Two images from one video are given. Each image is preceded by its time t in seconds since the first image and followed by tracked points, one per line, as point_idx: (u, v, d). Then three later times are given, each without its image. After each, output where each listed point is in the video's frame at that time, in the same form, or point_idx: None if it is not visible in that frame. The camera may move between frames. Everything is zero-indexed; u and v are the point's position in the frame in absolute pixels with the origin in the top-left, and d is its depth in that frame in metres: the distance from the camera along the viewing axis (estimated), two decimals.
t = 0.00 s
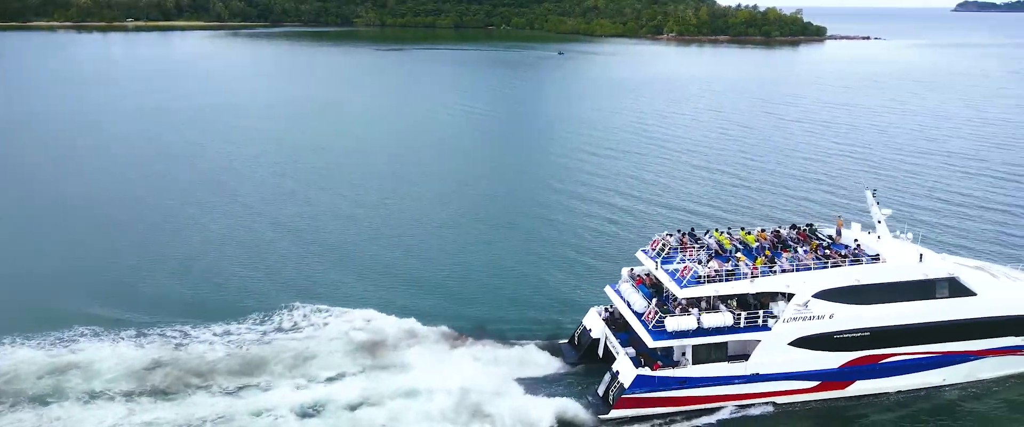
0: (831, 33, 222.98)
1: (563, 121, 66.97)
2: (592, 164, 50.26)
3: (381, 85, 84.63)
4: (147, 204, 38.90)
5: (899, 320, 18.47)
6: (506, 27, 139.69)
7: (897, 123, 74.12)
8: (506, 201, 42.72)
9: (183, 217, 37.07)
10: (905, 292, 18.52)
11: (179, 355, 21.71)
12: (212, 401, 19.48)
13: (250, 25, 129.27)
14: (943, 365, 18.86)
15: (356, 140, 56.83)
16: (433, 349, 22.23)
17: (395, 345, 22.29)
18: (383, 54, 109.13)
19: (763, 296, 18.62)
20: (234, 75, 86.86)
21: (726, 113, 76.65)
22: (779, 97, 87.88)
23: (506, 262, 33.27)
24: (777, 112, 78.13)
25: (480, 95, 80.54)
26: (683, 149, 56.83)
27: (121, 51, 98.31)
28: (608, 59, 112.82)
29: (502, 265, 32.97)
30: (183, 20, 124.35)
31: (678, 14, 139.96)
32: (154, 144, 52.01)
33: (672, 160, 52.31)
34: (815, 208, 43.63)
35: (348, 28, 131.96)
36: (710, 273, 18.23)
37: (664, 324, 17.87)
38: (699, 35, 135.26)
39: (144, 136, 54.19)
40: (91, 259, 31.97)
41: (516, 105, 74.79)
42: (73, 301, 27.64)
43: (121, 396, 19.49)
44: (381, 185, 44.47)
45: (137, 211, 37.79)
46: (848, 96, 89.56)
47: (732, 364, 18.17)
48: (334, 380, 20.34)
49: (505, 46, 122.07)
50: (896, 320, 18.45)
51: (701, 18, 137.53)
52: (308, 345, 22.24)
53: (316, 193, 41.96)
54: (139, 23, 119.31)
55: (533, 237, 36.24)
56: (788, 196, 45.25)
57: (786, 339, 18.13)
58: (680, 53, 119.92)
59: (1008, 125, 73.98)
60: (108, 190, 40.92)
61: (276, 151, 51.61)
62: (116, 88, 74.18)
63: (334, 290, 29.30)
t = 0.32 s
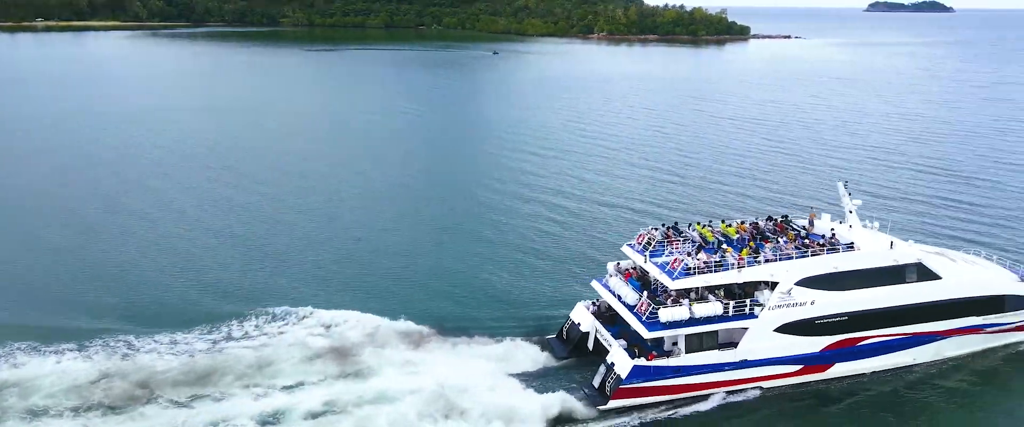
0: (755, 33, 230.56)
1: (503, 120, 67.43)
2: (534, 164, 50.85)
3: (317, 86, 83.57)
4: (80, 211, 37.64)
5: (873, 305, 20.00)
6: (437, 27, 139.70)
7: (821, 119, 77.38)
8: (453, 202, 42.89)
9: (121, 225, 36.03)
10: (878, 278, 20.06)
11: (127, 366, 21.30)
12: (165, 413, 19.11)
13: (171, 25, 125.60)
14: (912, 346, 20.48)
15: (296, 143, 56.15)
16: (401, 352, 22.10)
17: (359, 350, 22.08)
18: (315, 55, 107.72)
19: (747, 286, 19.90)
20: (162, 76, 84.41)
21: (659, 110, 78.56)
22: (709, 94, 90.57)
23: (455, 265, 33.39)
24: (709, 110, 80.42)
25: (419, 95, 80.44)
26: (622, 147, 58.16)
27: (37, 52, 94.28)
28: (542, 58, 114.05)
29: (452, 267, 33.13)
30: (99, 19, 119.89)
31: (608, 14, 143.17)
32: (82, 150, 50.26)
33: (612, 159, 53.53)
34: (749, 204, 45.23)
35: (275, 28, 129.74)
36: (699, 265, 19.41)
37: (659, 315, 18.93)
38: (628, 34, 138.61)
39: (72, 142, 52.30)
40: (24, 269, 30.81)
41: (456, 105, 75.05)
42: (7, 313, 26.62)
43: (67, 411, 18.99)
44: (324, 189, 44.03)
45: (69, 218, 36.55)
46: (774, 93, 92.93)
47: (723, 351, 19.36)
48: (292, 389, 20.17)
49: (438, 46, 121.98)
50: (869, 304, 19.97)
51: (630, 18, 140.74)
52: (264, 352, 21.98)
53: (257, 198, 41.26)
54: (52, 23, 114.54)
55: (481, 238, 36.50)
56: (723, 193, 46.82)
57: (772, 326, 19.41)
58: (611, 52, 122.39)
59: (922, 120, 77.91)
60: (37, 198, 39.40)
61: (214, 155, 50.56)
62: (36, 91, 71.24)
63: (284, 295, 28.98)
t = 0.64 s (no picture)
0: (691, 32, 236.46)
1: (449, 122, 67.64)
2: (482, 165, 51.19)
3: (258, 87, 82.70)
4: (15, 223, 36.53)
5: (851, 291, 21.37)
6: (374, 26, 140.43)
7: (755, 116, 80.00)
8: (402, 205, 42.98)
9: (56, 236, 35.14)
10: (854, 266, 21.47)
11: (80, 378, 21.00)
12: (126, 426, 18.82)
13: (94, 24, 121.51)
14: (886, 330, 21.90)
15: (239, 148, 55.41)
16: (368, 358, 21.97)
17: (324, 357, 21.99)
18: (252, 56, 106.23)
19: (734, 277, 21.05)
20: (93, 78, 82.04)
21: (601, 109, 79.93)
22: (649, 93, 92.83)
23: (408, 270, 33.53)
24: (649, 108, 82.22)
25: (363, 97, 80.17)
26: (566, 147, 59.17)
27: None
28: (482, 59, 114.84)
29: (405, 272, 33.37)
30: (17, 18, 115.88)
31: (546, 14, 145.17)
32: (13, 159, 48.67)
33: (557, 158, 54.39)
34: (689, 200, 46.69)
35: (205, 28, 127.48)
36: (690, 258, 20.51)
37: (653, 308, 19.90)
38: (566, 33, 141.12)
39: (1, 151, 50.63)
40: None
41: (401, 106, 74.92)
42: None
43: None
44: (271, 196, 43.66)
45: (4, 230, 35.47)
46: (710, 91, 95.59)
47: (713, 341, 20.38)
48: (259, 398, 20.04)
49: (376, 47, 121.65)
50: (848, 290, 21.34)
51: (568, 17, 143.56)
52: (229, 361, 21.81)
53: (201, 206, 40.60)
54: None
55: (433, 243, 36.73)
56: (666, 191, 48.08)
57: (759, 314, 20.57)
58: (549, 51, 124.95)
59: (851, 117, 81.24)
60: None
61: (154, 162, 49.57)
62: None
63: (235, 302, 28.67)
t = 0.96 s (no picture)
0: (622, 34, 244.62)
1: (392, 125, 68.57)
2: (427, 170, 52.51)
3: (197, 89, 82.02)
4: None
5: (825, 278, 25.77)
6: (302, 27, 146.29)
7: (686, 112, 83.40)
8: (352, 213, 44.02)
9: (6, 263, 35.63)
10: (826, 253, 25.92)
11: (50, 395, 22.86)
12: None
13: (11, 25, 124.74)
14: (854, 313, 26.40)
15: (181, 155, 55.35)
16: (333, 366, 24.25)
17: (291, 368, 24.13)
18: (183, 56, 105.16)
19: (717, 268, 25.08)
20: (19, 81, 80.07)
21: (540, 107, 81.92)
22: (587, 91, 95.25)
23: (361, 279, 34.95)
24: (585, 105, 84.87)
25: (303, 97, 80.32)
26: (509, 148, 60.97)
27: None
28: (418, 60, 116.88)
29: (359, 282, 34.67)
30: None
31: (478, 14, 156.83)
32: None
33: (501, 160, 56.08)
34: (634, 195, 48.32)
35: (124, 28, 130.09)
36: (680, 250, 24.43)
37: (648, 299, 23.57)
38: (499, 33, 153.34)
39: None
40: None
41: (343, 109, 75.21)
42: None
43: None
44: (220, 208, 44.42)
45: None
46: (641, 88, 99.43)
47: (705, 329, 24.24)
48: (224, 409, 22.21)
49: (310, 48, 124.27)
50: (821, 276, 25.69)
51: (500, 18, 155.54)
52: (192, 374, 23.95)
53: (151, 224, 41.45)
54: None
55: (385, 251, 38.12)
56: (608, 186, 50.18)
57: (746, 302, 24.69)
58: (481, 51, 132.90)
59: (780, 113, 84.87)
60: None
61: (96, 176, 49.42)
62: None
63: (192, 318, 29.96)
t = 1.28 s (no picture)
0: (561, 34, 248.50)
1: (339, 127, 67.85)
2: (378, 174, 52.10)
3: (134, 91, 79.83)
4: None
5: (802, 266, 27.20)
6: (234, 27, 143.80)
7: (629, 111, 84.91)
8: (305, 219, 43.41)
9: None
10: (803, 243, 27.36)
11: None
12: None
13: None
14: (828, 299, 27.93)
15: (120, 161, 53.70)
16: (302, 374, 23.99)
17: (257, 377, 23.80)
18: (114, 58, 102.08)
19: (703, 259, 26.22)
20: None
21: (486, 108, 82.16)
22: (530, 91, 96.18)
23: (315, 285, 34.64)
24: (531, 105, 85.55)
25: (244, 100, 78.85)
26: (458, 149, 61.02)
27: None
28: (358, 62, 116.34)
29: (313, 289, 34.25)
30: None
31: (416, 14, 159.12)
32: None
33: (452, 162, 56.06)
34: (584, 194, 48.96)
35: (45, 27, 125.97)
36: (670, 243, 25.46)
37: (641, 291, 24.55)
38: (437, 33, 155.46)
39: None
40: None
41: (287, 111, 74.09)
42: None
43: None
44: (165, 215, 43.32)
45: None
46: (583, 87, 100.97)
47: (694, 318, 25.33)
48: (185, 422, 21.70)
49: (246, 49, 122.76)
50: (798, 265, 27.12)
51: (439, 18, 157.83)
52: (153, 386, 23.42)
53: (93, 233, 40.19)
54: None
55: (339, 257, 37.74)
56: (559, 186, 50.75)
57: (731, 291, 25.91)
58: (419, 51, 133.82)
59: (720, 111, 87.12)
60: None
61: (30, 184, 47.60)
62: None
63: (145, 329, 29.19)
